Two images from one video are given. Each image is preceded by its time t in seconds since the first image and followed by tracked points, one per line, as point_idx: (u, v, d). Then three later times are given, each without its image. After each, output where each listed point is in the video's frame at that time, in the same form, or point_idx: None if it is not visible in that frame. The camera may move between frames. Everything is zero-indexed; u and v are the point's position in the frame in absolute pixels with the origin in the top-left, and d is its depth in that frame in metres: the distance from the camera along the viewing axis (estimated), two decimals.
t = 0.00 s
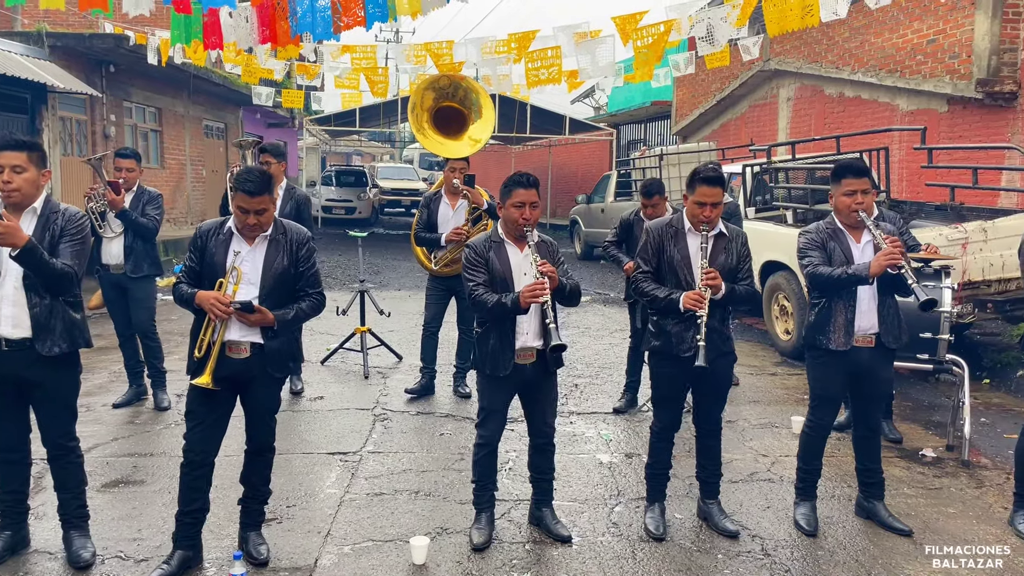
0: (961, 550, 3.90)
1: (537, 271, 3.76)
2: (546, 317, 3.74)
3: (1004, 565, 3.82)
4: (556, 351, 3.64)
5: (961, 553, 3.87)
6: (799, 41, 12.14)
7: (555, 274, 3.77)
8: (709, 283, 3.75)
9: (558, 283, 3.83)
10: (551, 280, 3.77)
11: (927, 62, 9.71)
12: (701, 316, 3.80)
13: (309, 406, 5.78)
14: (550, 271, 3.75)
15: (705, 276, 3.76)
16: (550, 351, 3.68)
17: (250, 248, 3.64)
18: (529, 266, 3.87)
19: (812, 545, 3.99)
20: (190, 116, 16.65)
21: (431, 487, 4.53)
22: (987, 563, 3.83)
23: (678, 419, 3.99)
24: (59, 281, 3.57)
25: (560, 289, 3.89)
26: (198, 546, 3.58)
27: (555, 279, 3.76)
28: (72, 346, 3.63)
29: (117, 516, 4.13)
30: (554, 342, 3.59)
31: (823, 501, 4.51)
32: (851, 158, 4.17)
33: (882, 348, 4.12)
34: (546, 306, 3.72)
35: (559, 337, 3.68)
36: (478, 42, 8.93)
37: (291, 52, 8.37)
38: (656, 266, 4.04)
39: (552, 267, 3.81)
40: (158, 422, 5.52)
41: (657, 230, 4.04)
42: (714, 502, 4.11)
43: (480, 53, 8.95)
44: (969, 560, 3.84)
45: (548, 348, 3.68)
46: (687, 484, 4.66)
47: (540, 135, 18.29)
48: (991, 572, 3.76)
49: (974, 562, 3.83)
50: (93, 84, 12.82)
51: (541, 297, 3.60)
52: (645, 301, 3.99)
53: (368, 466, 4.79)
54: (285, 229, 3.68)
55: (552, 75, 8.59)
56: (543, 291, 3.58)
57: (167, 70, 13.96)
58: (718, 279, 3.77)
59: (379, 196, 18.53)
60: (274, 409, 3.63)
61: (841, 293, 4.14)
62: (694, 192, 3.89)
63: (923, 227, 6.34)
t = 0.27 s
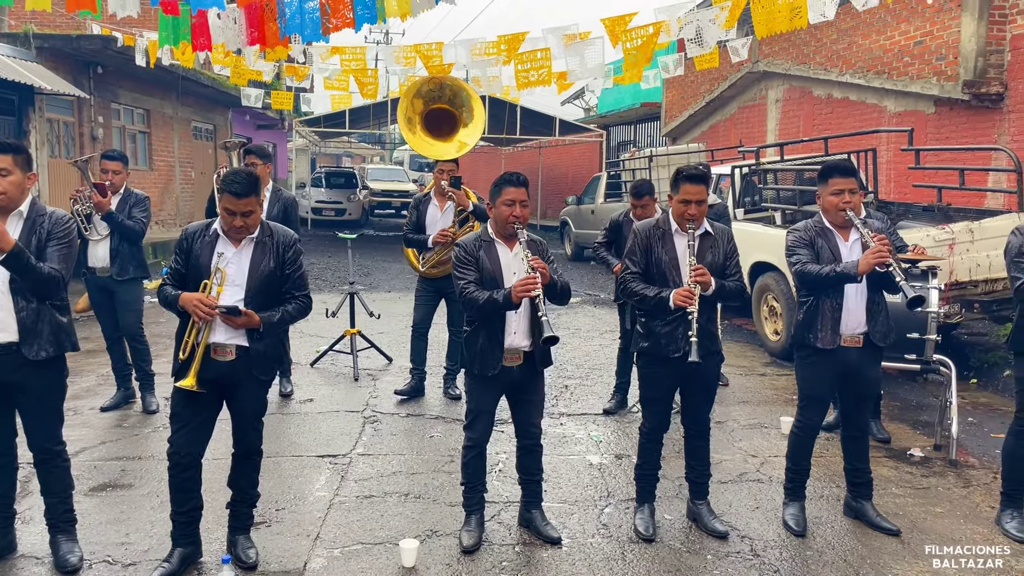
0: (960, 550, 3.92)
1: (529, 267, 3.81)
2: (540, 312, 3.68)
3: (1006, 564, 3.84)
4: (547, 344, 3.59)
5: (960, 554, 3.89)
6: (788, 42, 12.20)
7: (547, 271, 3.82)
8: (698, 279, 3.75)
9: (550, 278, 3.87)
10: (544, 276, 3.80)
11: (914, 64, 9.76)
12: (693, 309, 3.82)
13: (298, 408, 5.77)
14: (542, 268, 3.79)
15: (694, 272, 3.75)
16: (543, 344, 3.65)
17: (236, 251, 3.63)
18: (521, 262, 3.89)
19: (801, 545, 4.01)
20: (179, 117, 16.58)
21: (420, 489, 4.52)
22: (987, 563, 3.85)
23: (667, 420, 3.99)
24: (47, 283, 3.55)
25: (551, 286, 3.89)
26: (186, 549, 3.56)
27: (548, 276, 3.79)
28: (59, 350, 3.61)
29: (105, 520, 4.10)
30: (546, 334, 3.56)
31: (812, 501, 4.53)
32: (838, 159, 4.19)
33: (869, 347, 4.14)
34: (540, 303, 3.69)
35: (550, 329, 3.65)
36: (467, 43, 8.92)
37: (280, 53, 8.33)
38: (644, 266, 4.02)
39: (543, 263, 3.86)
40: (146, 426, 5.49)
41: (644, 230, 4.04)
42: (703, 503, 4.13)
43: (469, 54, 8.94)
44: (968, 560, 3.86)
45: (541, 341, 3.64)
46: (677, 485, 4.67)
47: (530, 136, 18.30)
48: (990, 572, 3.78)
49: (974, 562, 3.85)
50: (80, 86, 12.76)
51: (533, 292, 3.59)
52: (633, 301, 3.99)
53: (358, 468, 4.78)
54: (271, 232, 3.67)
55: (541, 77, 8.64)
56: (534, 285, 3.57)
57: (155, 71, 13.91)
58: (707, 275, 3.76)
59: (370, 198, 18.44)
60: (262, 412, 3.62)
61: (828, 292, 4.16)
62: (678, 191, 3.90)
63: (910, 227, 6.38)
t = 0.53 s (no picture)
0: (960, 550, 3.93)
1: (519, 262, 3.75)
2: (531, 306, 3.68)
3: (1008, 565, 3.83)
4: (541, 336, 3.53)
5: (961, 553, 3.91)
6: (775, 44, 12.25)
7: (537, 266, 3.77)
8: (686, 275, 3.77)
9: (541, 274, 3.83)
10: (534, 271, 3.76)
11: (900, 65, 9.82)
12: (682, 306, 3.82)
13: (287, 410, 5.75)
14: (532, 263, 3.74)
15: (680, 268, 3.77)
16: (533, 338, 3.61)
17: (214, 253, 3.62)
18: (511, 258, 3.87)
19: (789, 544, 4.03)
20: (167, 119, 16.52)
21: (410, 491, 4.52)
22: (987, 562, 3.86)
23: (656, 420, 4.01)
24: (31, 285, 3.53)
25: (544, 283, 3.87)
26: (174, 552, 3.55)
27: (538, 271, 3.75)
28: (45, 353, 3.59)
29: (92, 523, 4.08)
30: (539, 326, 3.51)
31: (800, 501, 4.55)
32: (825, 160, 4.21)
33: (857, 346, 4.15)
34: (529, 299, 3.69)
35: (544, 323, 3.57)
36: (456, 45, 8.87)
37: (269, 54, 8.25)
38: (631, 264, 4.04)
39: (535, 259, 3.81)
40: (133, 429, 5.47)
41: (631, 229, 4.05)
42: (692, 503, 4.14)
43: (458, 55, 8.89)
44: (969, 560, 3.87)
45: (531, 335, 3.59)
46: (666, 485, 4.68)
47: (520, 137, 18.30)
48: (990, 572, 3.78)
49: (974, 562, 3.86)
50: (67, 87, 12.69)
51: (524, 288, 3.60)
52: (623, 299, 4.00)
53: (347, 471, 4.77)
54: (249, 232, 3.67)
55: (530, 78, 8.66)
56: (526, 281, 3.57)
57: (142, 72, 13.85)
58: (695, 272, 3.79)
59: (359, 200, 18.21)
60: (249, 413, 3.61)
61: (816, 292, 4.17)
62: (665, 190, 3.95)
63: (896, 228, 6.41)
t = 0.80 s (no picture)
0: (960, 550, 3.93)
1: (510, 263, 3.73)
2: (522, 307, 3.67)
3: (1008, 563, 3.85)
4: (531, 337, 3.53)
5: (961, 553, 3.91)
6: (764, 44, 12.28)
7: (529, 267, 3.74)
8: (674, 273, 3.76)
9: (532, 276, 3.81)
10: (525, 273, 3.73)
11: (888, 66, 9.86)
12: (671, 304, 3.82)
13: (276, 412, 5.72)
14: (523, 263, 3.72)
15: (668, 266, 3.77)
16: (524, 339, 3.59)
17: (184, 252, 3.60)
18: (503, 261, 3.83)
19: (778, 544, 4.03)
20: (155, 120, 16.44)
21: (399, 493, 4.50)
22: (986, 563, 3.85)
23: (645, 420, 4.01)
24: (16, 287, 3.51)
25: (535, 284, 3.86)
26: (160, 556, 3.52)
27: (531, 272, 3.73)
28: (30, 356, 3.54)
29: (78, 527, 4.05)
30: (530, 326, 3.49)
31: (789, 500, 4.55)
32: (814, 161, 4.21)
33: (845, 347, 4.16)
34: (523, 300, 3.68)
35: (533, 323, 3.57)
36: (445, 45, 8.86)
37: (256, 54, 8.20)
38: (620, 264, 4.03)
39: (525, 260, 3.80)
40: (120, 432, 5.43)
41: (619, 231, 4.06)
42: (681, 503, 4.14)
43: (448, 56, 8.88)
44: (969, 560, 3.87)
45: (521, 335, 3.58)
46: (656, 485, 4.68)
47: (510, 138, 18.29)
48: (988, 572, 3.78)
49: (974, 562, 3.86)
50: (53, 88, 12.61)
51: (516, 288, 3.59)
52: (611, 299, 3.99)
53: (335, 473, 4.75)
54: (218, 229, 3.65)
55: (519, 79, 8.65)
56: (518, 282, 3.56)
57: (130, 73, 13.77)
58: (683, 269, 3.78)
59: (349, 200, 18.06)
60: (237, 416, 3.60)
61: (806, 293, 4.18)
62: (651, 191, 3.95)
63: (884, 228, 6.43)
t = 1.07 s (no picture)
0: (959, 550, 3.93)
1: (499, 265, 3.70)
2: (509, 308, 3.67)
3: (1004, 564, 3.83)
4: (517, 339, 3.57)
5: (960, 553, 3.90)
6: (753, 45, 12.33)
7: (519, 269, 3.71)
8: (661, 265, 3.79)
9: (523, 278, 3.78)
10: (515, 275, 3.70)
11: (876, 66, 9.91)
12: (660, 296, 3.81)
13: (265, 413, 5.71)
14: (513, 266, 3.69)
15: (656, 258, 3.79)
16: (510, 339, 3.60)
17: (158, 250, 3.59)
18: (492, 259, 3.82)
19: (767, 542, 4.05)
20: (143, 120, 16.36)
21: (389, 493, 4.50)
22: (987, 563, 3.85)
23: (634, 419, 4.02)
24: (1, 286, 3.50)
25: (526, 285, 3.83)
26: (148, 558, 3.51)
27: (520, 275, 3.69)
28: (16, 356, 3.53)
29: (67, 529, 4.03)
30: (513, 328, 3.53)
31: (778, 499, 4.57)
32: (803, 161, 4.23)
33: (834, 346, 4.18)
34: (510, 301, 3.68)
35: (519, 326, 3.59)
36: (434, 45, 8.88)
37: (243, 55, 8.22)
38: (609, 264, 4.04)
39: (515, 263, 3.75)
40: (109, 433, 5.41)
41: (607, 232, 4.08)
42: (671, 502, 4.15)
43: (438, 56, 8.90)
44: (967, 560, 3.86)
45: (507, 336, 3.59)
46: (646, 484, 4.69)
47: (500, 138, 18.28)
48: (988, 572, 3.77)
49: (972, 562, 3.85)
50: (41, 88, 12.54)
51: (504, 289, 3.58)
52: (601, 298, 4.00)
53: (325, 474, 4.74)
54: (189, 225, 3.64)
55: (509, 79, 8.66)
56: (506, 283, 3.56)
57: (118, 73, 13.71)
58: (670, 261, 3.80)
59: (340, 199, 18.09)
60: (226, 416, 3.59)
61: (794, 293, 4.19)
62: (635, 191, 3.96)
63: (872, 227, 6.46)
